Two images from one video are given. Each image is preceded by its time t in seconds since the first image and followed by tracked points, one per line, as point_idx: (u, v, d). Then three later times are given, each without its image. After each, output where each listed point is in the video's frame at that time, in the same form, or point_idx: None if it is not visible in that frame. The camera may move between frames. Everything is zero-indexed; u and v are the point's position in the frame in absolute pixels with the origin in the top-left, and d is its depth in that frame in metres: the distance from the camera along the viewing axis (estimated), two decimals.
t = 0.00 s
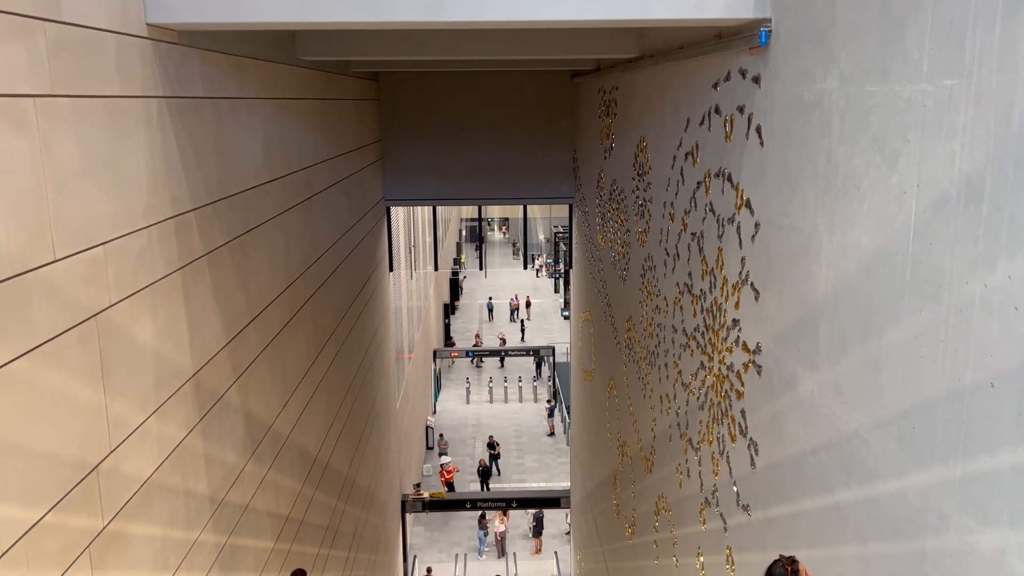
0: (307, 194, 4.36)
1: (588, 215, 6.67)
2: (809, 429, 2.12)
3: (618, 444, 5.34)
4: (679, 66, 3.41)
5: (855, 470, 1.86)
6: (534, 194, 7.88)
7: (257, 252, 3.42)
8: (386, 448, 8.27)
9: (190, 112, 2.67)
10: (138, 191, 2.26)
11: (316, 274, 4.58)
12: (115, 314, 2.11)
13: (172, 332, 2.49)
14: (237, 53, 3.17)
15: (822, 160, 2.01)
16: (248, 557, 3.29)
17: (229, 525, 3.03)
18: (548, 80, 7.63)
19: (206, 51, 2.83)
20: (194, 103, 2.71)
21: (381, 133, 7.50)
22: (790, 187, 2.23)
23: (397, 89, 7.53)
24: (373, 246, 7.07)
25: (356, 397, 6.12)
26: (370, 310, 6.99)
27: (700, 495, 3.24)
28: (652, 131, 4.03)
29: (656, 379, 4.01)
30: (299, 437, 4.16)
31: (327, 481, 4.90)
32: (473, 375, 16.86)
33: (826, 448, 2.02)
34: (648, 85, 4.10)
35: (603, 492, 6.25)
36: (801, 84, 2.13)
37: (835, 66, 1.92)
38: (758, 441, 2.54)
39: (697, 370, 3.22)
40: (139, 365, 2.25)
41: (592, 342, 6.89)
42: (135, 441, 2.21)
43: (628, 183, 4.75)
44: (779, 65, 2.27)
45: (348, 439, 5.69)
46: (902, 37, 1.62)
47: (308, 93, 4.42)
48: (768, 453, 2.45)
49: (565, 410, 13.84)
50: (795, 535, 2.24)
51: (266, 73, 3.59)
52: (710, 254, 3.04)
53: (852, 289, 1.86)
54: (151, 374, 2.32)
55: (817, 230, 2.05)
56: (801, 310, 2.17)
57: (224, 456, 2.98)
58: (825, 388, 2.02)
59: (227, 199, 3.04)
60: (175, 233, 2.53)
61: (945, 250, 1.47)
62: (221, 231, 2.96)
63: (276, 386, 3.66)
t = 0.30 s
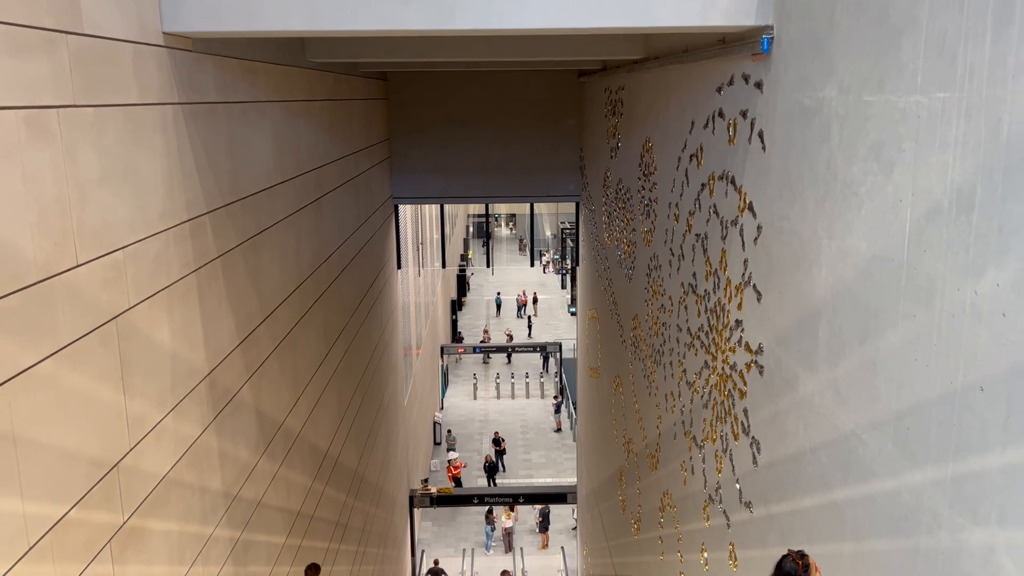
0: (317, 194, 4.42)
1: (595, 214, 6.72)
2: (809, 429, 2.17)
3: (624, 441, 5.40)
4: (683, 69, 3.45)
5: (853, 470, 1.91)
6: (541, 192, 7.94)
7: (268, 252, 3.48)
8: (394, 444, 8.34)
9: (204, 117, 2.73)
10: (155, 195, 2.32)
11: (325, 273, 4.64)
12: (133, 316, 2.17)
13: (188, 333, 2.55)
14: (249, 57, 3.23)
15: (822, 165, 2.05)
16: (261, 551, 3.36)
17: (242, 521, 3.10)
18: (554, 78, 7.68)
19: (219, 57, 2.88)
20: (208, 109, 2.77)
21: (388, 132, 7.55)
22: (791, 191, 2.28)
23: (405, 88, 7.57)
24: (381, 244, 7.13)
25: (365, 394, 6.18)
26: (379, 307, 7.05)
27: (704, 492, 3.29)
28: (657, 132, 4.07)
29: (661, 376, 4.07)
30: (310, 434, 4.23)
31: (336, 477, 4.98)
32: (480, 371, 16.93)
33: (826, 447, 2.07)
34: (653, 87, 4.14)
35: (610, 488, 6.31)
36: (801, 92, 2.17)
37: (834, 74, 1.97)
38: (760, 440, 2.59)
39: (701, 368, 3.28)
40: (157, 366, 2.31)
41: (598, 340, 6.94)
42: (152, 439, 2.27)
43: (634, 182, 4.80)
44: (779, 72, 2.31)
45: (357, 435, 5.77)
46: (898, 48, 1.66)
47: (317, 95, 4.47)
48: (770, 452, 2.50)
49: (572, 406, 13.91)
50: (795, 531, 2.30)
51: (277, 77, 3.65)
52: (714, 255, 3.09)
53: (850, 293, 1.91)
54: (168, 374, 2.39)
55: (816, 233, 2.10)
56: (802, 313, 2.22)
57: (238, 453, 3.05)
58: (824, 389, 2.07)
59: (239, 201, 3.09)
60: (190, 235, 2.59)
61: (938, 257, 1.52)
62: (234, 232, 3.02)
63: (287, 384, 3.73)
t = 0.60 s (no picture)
0: (324, 194, 4.48)
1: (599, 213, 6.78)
2: (806, 428, 2.23)
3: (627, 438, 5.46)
4: (686, 72, 3.50)
5: (848, 468, 1.97)
6: (545, 190, 8.00)
7: (278, 253, 3.54)
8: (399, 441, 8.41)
9: (216, 122, 2.79)
10: (169, 199, 2.38)
11: (332, 273, 4.70)
12: (148, 318, 2.23)
13: (200, 333, 2.61)
14: (259, 61, 3.28)
15: (819, 171, 2.11)
16: (270, 546, 3.43)
17: (252, 516, 3.17)
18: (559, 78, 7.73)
19: (230, 62, 2.94)
20: (219, 114, 2.83)
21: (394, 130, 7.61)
22: (789, 195, 2.33)
23: (411, 87, 7.62)
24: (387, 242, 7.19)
25: (371, 391, 6.25)
26: (384, 304, 7.11)
27: (705, 489, 3.36)
28: (660, 134, 4.13)
29: (663, 375, 4.12)
30: (317, 430, 4.29)
31: (343, 473, 5.05)
32: (485, 367, 17.01)
33: (822, 446, 2.12)
34: (656, 88, 4.19)
35: (613, 484, 6.38)
36: (799, 99, 2.23)
37: (831, 83, 2.02)
38: (759, 438, 2.65)
39: (703, 367, 3.34)
40: (171, 365, 2.37)
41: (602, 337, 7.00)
42: (166, 437, 2.33)
43: (637, 183, 4.85)
44: (778, 79, 2.36)
45: (364, 432, 5.84)
46: (891, 60, 1.71)
47: (325, 96, 4.53)
48: (769, 449, 2.55)
49: (576, 402, 13.97)
50: (793, 527, 2.35)
51: (285, 79, 3.70)
52: (715, 256, 3.14)
53: (846, 296, 1.97)
54: (181, 373, 2.45)
55: (813, 238, 2.16)
56: (800, 314, 2.27)
57: (248, 450, 3.11)
58: (821, 389, 2.12)
59: (249, 203, 3.16)
60: (202, 238, 2.65)
61: (928, 264, 1.58)
62: (244, 234, 3.08)
63: (296, 382, 3.80)
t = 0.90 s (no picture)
0: (329, 195, 4.54)
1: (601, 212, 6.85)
2: (802, 427, 2.29)
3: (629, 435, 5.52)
4: (686, 75, 3.55)
5: (840, 466, 2.03)
6: (549, 189, 8.06)
7: (284, 254, 3.60)
8: (403, 437, 8.48)
9: (224, 126, 2.85)
10: (180, 203, 2.44)
11: (337, 272, 4.75)
12: (161, 319, 2.29)
13: (210, 333, 2.67)
14: (266, 65, 3.34)
15: (815, 177, 2.16)
16: (278, 541, 3.50)
17: (261, 511, 3.24)
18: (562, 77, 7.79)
19: (238, 67, 2.99)
20: (227, 118, 2.89)
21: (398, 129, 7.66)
22: (786, 200, 2.38)
23: (414, 87, 7.68)
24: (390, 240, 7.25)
25: (375, 388, 6.31)
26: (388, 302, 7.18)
27: (704, 485, 3.41)
28: (661, 135, 4.18)
29: (664, 373, 4.18)
30: (323, 428, 4.36)
31: (348, 469, 5.12)
32: (487, 364, 17.08)
33: (816, 444, 2.18)
34: (658, 90, 4.23)
35: (614, 480, 6.45)
36: (795, 107, 2.28)
37: (826, 91, 2.07)
38: (756, 436, 2.70)
39: (702, 366, 3.39)
40: (182, 365, 2.44)
41: (603, 335, 7.07)
42: (178, 435, 2.40)
43: (638, 183, 4.90)
44: (775, 85, 2.41)
45: (368, 429, 5.89)
46: (883, 72, 1.77)
47: (330, 98, 4.58)
48: (765, 448, 2.61)
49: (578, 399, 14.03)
50: (789, 524, 2.41)
51: (291, 82, 3.76)
52: (714, 257, 3.20)
53: (839, 299, 2.02)
54: (192, 372, 2.51)
55: (809, 243, 2.21)
56: (795, 316, 2.32)
57: (256, 447, 3.18)
58: (815, 390, 2.18)
59: (256, 205, 3.21)
60: (212, 240, 2.70)
61: (917, 270, 1.63)
62: (251, 236, 3.14)
63: (302, 380, 3.86)
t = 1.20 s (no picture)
0: (332, 195, 4.60)
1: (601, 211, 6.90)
2: (795, 427, 2.35)
3: (628, 433, 5.57)
4: (684, 79, 3.61)
5: (832, 466, 2.09)
6: (548, 187, 8.13)
7: (289, 254, 3.66)
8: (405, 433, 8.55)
9: (231, 131, 2.91)
10: (188, 207, 2.50)
11: (340, 272, 4.81)
12: (170, 321, 2.35)
13: (217, 334, 2.73)
14: (271, 69, 3.40)
15: (809, 183, 2.21)
16: (283, 537, 3.56)
17: (266, 508, 3.30)
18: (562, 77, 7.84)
19: (245, 72, 3.05)
20: (234, 122, 2.95)
21: (400, 129, 7.71)
22: (781, 205, 2.44)
23: (416, 86, 7.72)
24: (392, 238, 7.31)
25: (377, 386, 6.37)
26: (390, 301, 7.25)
27: (702, 483, 3.47)
28: (660, 137, 4.23)
29: (663, 372, 4.23)
30: (327, 426, 4.42)
31: (351, 466, 5.18)
32: (488, 361, 17.14)
33: (809, 443, 2.24)
34: (657, 92, 4.29)
35: (614, 477, 6.51)
36: (789, 114, 2.33)
37: (818, 100, 2.13)
38: (751, 435, 2.76)
39: (700, 366, 3.45)
40: (191, 366, 2.49)
41: (604, 333, 7.13)
42: (187, 434, 2.45)
43: (638, 183, 4.95)
44: (770, 92, 2.47)
45: (370, 427, 5.95)
46: (873, 83, 1.82)
47: (333, 100, 4.64)
48: (760, 447, 2.67)
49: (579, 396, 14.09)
50: (782, 521, 2.47)
51: (296, 85, 3.82)
52: (711, 258, 3.25)
53: (831, 302, 2.08)
54: (200, 372, 2.57)
55: (802, 247, 2.27)
56: (789, 318, 2.38)
57: (262, 444, 3.24)
58: (808, 391, 2.24)
59: (261, 207, 3.26)
60: (219, 243, 2.76)
61: (904, 276, 1.69)
62: (257, 237, 3.19)
63: (306, 379, 3.92)
